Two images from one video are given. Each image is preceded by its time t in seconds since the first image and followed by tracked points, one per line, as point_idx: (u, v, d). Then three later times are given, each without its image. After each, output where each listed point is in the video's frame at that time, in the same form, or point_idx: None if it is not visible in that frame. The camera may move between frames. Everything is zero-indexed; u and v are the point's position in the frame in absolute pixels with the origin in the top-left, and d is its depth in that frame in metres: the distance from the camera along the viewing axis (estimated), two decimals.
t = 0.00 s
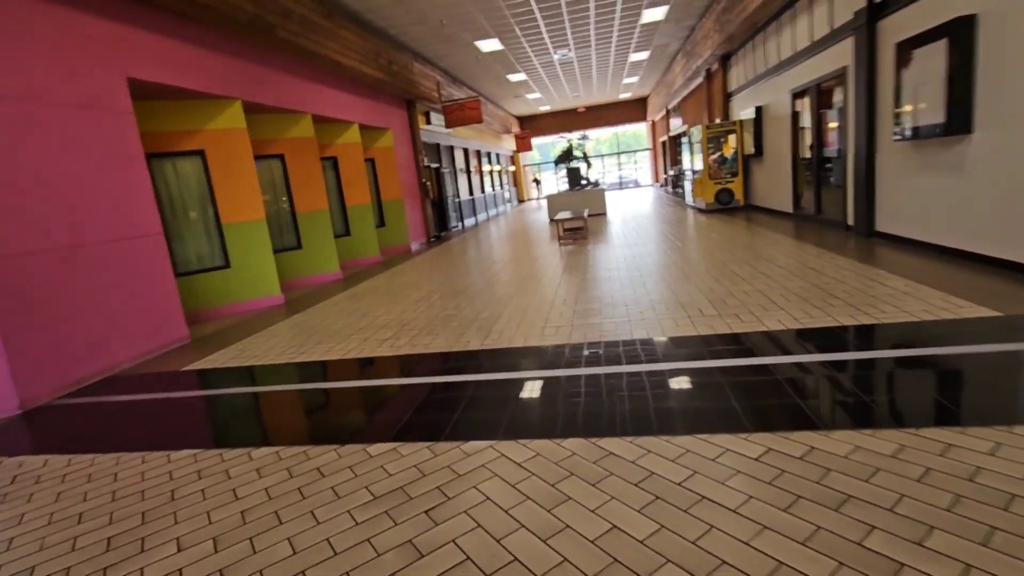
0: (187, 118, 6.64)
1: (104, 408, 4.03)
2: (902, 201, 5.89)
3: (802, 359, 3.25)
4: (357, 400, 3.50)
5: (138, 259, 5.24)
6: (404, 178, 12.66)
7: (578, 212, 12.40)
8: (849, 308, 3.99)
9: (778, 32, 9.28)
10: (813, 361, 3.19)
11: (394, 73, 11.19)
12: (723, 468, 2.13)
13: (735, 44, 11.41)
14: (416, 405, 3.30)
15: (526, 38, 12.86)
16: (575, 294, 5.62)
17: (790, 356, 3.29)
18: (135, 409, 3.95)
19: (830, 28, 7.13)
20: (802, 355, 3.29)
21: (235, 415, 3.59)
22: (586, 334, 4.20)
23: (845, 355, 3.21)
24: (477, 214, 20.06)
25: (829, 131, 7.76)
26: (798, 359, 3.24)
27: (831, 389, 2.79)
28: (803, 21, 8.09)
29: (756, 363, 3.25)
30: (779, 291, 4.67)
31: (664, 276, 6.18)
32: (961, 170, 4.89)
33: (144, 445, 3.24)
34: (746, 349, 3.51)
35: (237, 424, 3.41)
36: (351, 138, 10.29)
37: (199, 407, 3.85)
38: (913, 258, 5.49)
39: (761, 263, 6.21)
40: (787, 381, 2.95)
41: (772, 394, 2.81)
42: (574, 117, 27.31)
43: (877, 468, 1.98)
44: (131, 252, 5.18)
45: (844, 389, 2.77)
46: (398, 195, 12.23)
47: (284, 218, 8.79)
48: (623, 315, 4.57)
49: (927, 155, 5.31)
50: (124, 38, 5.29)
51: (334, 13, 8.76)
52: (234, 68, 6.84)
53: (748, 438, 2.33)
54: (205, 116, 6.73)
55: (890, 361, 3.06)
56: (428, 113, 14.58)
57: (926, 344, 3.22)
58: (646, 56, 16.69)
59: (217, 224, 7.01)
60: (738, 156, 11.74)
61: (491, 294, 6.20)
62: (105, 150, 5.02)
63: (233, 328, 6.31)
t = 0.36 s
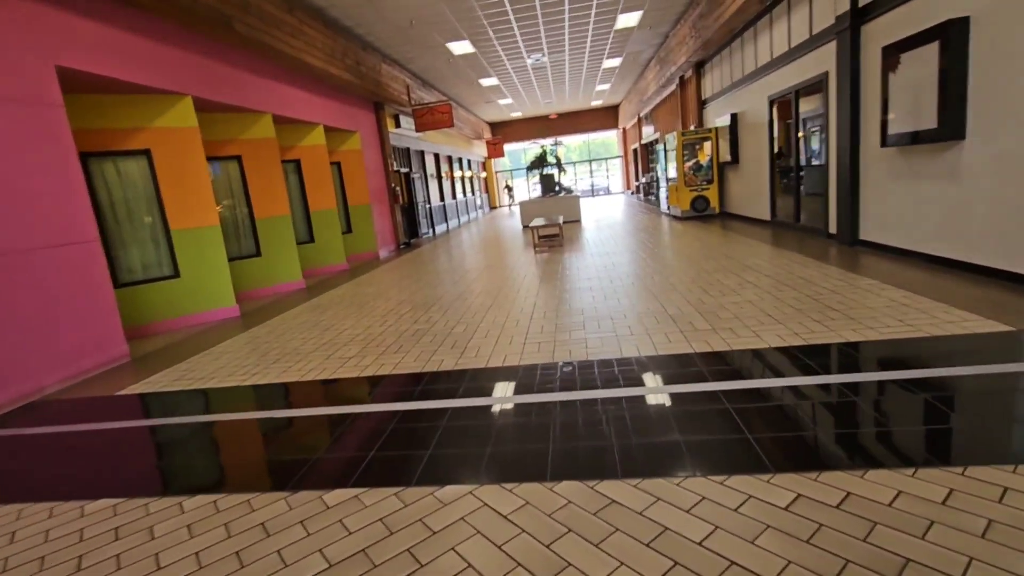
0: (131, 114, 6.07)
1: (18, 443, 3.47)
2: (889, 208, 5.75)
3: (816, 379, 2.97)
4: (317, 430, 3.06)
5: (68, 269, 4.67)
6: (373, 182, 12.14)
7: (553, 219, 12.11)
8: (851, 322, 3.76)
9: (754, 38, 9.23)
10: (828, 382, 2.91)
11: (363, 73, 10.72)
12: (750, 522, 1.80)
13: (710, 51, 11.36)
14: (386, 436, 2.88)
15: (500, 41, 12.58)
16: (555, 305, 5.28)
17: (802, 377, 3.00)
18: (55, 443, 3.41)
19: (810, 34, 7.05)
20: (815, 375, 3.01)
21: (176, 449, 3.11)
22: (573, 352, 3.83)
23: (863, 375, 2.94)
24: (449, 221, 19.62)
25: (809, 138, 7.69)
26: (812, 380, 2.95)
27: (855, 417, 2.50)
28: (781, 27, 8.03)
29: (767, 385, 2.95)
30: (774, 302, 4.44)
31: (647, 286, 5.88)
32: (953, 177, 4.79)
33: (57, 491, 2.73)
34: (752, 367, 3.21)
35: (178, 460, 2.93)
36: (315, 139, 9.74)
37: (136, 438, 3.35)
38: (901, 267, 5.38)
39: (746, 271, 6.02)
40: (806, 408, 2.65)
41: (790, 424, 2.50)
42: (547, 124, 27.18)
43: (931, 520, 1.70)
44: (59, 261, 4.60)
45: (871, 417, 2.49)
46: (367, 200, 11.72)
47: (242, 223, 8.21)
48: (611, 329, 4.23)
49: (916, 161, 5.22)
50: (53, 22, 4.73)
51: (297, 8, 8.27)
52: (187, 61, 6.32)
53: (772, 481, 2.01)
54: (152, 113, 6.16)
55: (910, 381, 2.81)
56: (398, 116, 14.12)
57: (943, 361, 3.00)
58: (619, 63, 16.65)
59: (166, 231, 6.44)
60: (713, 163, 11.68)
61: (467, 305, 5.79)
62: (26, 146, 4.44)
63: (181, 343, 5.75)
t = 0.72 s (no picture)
0: (74, 115, 5.55)
1: None
2: (875, 218, 5.63)
3: (831, 411, 2.69)
4: (273, 478, 2.67)
5: None
6: (344, 188, 11.65)
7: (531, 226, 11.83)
8: (857, 342, 3.47)
9: (734, 45, 9.13)
10: (843, 416, 2.64)
11: (333, 75, 10.28)
12: None
13: (689, 57, 11.26)
14: (352, 485, 2.51)
15: (476, 45, 12.28)
16: (538, 320, 4.96)
17: (816, 408, 2.72)
18: None
19: (792, 40, 6.93)
20: (829, 407, 2.73)
21: (104, 503, 2.68)
22: (559, 378, 3.47)
23: (881, 406, 2.68)
24: (425, 228, 19.19)
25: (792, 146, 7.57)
26: (826, 412, 2.68)
27: (887, 465, 2.20)
28: (762, 33, 7.92)
29: (777, 418, 2.67)
30: (768, 318, 4.18)
31: (633, 299, 5.58)
32: (945, 187, 4.64)
33: None
34: (757, 396, 2.93)
35: (105, 517, 2.50)
36: (281, 144, 9.21)
37: (57, 486, 2.90)
38: (890, 279, 5.22)
39: (732, 282, 5.81)
40: (828, 451, 2.35)
41: (813, 476, 2.18)
42: (523, 129, 26.98)
43: None
44: None
45: (903, 466, 2.18)
46: (337, 207, 11.22)
47: (202, 233, 7.69)
48: (599, 350, 3.89)
49: (905, 170, 5.08)
50: None
51: (261, 4, 7.82)
52: (139, 58, 5.85)
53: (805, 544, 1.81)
54: (98, 114, 5.66)
55: (933, 414, 2.55)
56: (371, 121, 13.68)
57: (959, 386, 2.77)
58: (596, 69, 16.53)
59: (114, 244, 5.90)
60: (693, 170, 11.57)
61: (442, 321, 5.40)
62: None
63: (130, 366, 5.26)
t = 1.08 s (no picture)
0: (19, 109, 5.10)
1: None
2: (874, 226, 5.40)
3: (855, 443, 2.39)
4: (212, 528, 2.28)
5: None
6: (321, 192, 11.20)
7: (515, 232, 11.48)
8: (870, 360, 3.18)
9: (722, 48, 8.96)
10: (865, 449, 2.33)
11: (309, 74, 9.88)
12: None
13: (676, 61, 11.09)
14: (304, 537, 2.15)
15: (460, 47, 11.99)
16: (522, 334, 4.61)
17: (838, 441, 2.41)
18: None
19: (784, 42, 6.74)
20: (851, 438, 2.42)
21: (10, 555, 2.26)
22: (547, 402, 3.11)
23: (906, 437, 2.38)
24: (407, 233, 18.75)
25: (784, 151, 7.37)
26: (848, 446, 2.36)
27: (925, 515, 1.89)
28: (752, 35, 7.74)
29: (793, 453, 2.35)
30: (770, 333, 3.89)
31: (622, 309, 5.26)
32: (948, 193, 4.43)
33: None
34: (768, 424, 2.62)
35: None
36: (253, 145, 8.76)
37: None
38: (890, 289, 4.99)
39: (726, 291, 5.53)
40: (856, 495, 2.04)
41: (841, 531, 1.86)
42: (508, 134, 26.74)
43: None
44: None
45: (944, 515, 1.88)
46: (314, 211, 10.77)
47: (165, 240, 7.22)
48: (590, 368, 3.55)
49: (905, 175, 4.86)
50: None
51: None
52: (96, 50, 5.43)
53: None
54: (46, 108, 5.21)
55: (969, 448, 2.25)
56: (351, 123, 13.28)
57: (988, 411, 2.49)
58: (581, 73, 16.35)
59: (60, 250, 5.45)
60: (680, 175, 11.37)
61: (419, 335, 5.02)
62: None
63: (78, 384, 4.81)
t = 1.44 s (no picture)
0: None
1: None
2: (872, 234, 5.17)
3: (894, 491, 2.06)
4: None
5: None
6: (291, 194, 10.65)
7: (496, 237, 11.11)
8: (890, 387, 2.90)
9: (708, 49, 8.76)
10: (907, 498, 2.01)
11: (279, 69, 9.37)
12: None
13: (659, 63, 10.89)
14: None
15: (439, 45, 11.61)
16: (505, 349, 4.22)
17: (875, 488, 2.09)
18: None
19: (773, 43, 6.54)
20: (890, 484, 2.10)
21: None
22: (536, 437, 2.73)
23: (953, 483, 2.06)
24: (384, 236, 18.21)
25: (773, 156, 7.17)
26: (887, 495, 2.04)
27: None
28: (740, 37, 7.54)
29: (827, 505, 2.02)
30: (774, 352, 3.59)
31: (609, 317, 4.91)
32: (953, 201, 4.22)
33: None
34: (792, 467, 2.28)
35: None
36: (216, 143, 8.20)
37: None
38: (890, 300, 4.77)
39: (719, 301, 5.24)
40: (910, 562, 1.71)
41: None
42: (487, 137, 26.38)
43: None
44: None
45: None
46: (283, 214, 10.21)
47: (116, 245, 6.64)
48: (581, 393, 3.18)
49: (905, 182, 4.65)
50: None
51: None
52: (33, 35, 4.90)
53: None
54: None
55: None
56: (324, 122, 12.75)
57: None
58: (562, 75, 16.10)
59: None
60: (664, 180, 11.16)
61: (391, 350, 4.59)
62: None
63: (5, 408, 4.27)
